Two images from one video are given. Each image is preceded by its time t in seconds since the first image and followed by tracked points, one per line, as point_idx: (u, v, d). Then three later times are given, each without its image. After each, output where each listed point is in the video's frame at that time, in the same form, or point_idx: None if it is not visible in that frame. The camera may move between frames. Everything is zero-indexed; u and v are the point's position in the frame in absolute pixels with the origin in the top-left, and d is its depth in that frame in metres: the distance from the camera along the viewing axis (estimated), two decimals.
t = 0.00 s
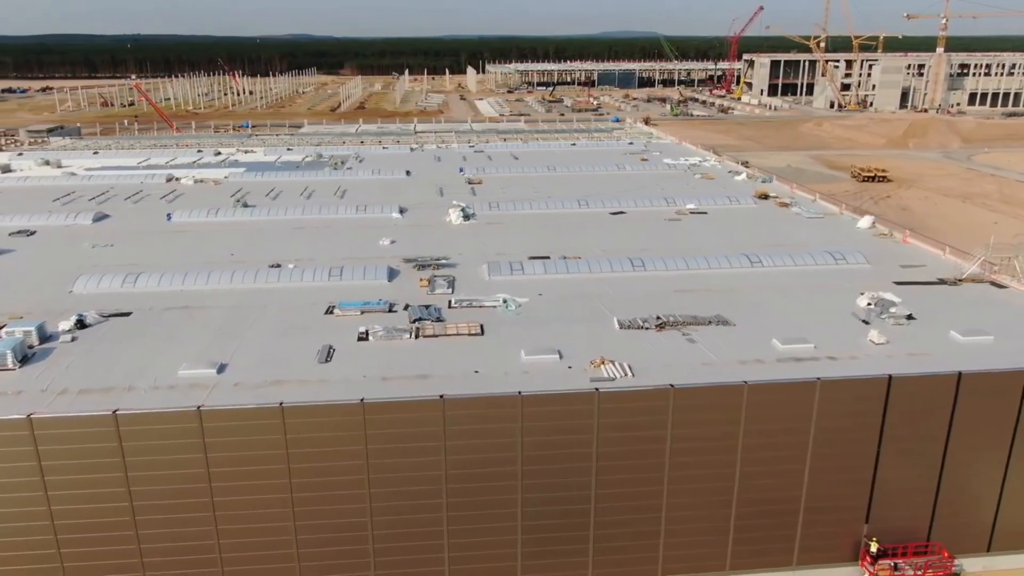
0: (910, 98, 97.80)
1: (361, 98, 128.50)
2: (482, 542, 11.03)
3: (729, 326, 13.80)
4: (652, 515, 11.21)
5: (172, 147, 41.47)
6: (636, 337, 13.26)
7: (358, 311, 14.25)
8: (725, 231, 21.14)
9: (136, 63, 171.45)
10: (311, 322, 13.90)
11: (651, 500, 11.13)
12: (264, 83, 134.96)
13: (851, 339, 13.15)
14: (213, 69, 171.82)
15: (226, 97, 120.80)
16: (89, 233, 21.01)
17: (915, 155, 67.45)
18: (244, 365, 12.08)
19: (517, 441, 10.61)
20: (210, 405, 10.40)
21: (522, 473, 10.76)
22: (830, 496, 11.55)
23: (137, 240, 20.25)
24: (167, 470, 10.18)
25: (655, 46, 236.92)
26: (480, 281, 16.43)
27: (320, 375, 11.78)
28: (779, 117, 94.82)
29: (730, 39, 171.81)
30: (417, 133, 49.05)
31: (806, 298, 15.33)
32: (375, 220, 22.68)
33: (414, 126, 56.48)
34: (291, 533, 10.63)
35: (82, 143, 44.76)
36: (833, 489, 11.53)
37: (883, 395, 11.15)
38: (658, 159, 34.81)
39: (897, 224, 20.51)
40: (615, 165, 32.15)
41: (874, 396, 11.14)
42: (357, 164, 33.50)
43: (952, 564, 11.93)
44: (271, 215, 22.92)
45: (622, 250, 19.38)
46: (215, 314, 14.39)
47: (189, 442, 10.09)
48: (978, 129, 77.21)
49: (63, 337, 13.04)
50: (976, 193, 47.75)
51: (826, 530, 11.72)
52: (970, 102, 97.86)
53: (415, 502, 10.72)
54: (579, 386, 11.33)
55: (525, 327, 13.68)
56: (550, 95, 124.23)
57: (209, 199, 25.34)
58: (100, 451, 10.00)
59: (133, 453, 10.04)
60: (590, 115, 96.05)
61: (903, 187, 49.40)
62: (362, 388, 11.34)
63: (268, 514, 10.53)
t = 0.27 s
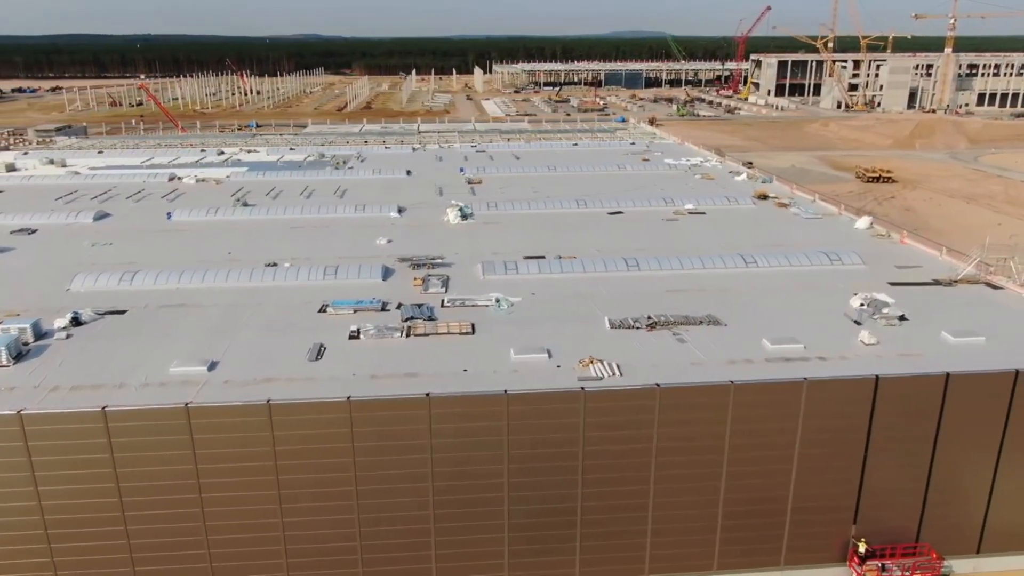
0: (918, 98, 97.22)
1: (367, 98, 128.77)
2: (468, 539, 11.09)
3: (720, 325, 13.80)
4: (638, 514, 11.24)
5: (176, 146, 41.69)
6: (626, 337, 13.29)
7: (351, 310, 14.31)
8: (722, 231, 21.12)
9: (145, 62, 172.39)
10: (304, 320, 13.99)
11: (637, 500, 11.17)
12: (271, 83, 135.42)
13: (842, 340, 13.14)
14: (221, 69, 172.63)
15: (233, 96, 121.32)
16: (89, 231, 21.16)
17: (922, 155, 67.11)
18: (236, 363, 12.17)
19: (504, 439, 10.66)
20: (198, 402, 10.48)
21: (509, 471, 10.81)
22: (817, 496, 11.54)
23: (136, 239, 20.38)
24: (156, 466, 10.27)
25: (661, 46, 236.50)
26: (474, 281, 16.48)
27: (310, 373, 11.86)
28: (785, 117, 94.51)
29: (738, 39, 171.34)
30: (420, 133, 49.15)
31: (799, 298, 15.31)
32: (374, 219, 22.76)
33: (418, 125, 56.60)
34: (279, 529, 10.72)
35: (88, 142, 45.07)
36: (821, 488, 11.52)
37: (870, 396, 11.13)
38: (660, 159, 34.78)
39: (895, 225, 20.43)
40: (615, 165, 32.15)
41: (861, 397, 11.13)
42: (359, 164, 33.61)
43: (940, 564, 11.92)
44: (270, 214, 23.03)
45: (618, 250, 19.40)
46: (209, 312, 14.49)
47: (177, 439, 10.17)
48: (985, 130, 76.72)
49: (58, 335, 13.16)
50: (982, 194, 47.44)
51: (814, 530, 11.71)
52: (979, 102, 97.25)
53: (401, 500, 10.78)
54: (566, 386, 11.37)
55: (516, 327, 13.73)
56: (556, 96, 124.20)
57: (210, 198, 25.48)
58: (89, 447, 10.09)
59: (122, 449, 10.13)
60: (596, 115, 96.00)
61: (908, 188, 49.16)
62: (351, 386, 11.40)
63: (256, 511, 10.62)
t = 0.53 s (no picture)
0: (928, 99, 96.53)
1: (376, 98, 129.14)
2: (457, 537, 11.15)
3: (713, 326, 13.81)
4: (627, 513, 11.26)
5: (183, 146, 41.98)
6: (618, 336, 13.31)
7: (345, 309, 14.41)
8: (721, 232, 21.09)
9: (156, 62, 173.63)
10: (299, 318, 14.08)
11: (625, 499, 11.19)
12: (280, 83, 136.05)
13: (834, 341, 13.11)
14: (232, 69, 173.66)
15: (243, 96, 122.04)
16: (92, 230, 21.35)
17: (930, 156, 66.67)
18: (229, 360, 12.28)
19: (491, 438, 10.70)
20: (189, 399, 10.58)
21: (497, 470, 10.86)
22: (807, 497, 11.53)
23: (138, 237, 20.56)
24: (147, 462, 10.38)
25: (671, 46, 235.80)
26: (470, 280, 16.54)
27: (302, 370, 11.95)
28: (793, 118, 94.10)
29: (747, 39, 170.70)
30: (426, 133, 49.25)
31: (794, 299, 15.28)
32: (374, 219, 22.86)
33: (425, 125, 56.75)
34: (269, 525, 10.81)
35: (96, 142, 45.48)
36: (811, 489, 11.51)
37: (860, 397, 11.11)
38: (663, 159, 34.72)
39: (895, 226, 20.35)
40: (618, 165, 32.13)
41: (851, 397, 11.10)
42: (363, 164, 33.74)
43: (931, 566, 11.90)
44: (272, 213, 23.16)
45: (616, 250, 19.41)
46: (205, 310, 14.60)
47: (168, 435, 10.28)
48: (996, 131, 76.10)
49: (55, 332, 13.31)
50: (990, 195, 47.10)
51: (804, 531, 11.70)
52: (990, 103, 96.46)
53: (390, 498, 10.85)
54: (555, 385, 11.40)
55: (509, 326, 13.78)
56: (564, 96, 124.18)
57: (212, 197, 25.65)
58: (81, 443, 10.21)
59: (113, 445, 10.25)
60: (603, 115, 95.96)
61: (915, 189, 48.87)
62: (342, 384, 11.48)
63: (246, 507, 10.72)
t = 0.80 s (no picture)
0: (937, 99, 95.88)
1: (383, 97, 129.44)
2: (446, 536, 11.22)
3: (705, 326, 13.81)
4: (615, 513, 11.30)
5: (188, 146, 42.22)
6: (610, 336, 13.34)
7: (340, 307, 14.49)
8: (720, 232, 21.05)
9: (167, 62, 174.77)
10: (294, 317, 14.17)
11: (613, 498, 11.22)
12: (288, 83, 136.60)
13: (827, 342, 13.09)
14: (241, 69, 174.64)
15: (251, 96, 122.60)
16: (94, 228, 21.54)
17: (939, 157, 66.27)
18: (221, 358, 12.38)
19: (480, 436, 10.75)
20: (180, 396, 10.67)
21: (484, 468, 10.90)
22: (796, 497, 11.53)
23: (138, 236, 20.71)
24: (138, 459, 10.49)
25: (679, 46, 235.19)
26: (466, 279, 16.60)
27: (294, 368, 12.03)
28: (801, 118, 93.75)
29: (756, 40, 170.21)
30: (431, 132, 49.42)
31: (789, 300, 15.25)
32: (373, 218, 22.95)
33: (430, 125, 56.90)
34: (258, 522, 10.89)
35: (103, 141, 45.84)
36: (799, 490, 11.51)
37: (848, 397, 11.09)
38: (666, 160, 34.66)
39: (894, 226, 20.26)
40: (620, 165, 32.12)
41: (840, 398, 11.08)
42: (365, 163, 33.87)
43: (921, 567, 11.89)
44: (272, 212, 23.30)
45: (613, 249, 19.43)
46: (201, 308, 14.71)
47: (158, 432, 10.38)
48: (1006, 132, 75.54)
49: (52, 329, 13.45)
50: (997, 196, 46.77)
51: (792, 532, 11.70)
52: (1001, 104, 95.72)
53: (379, 496, 10.92)
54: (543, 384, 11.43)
55: (502, 326, 13.82)
56: (571, 96, 124.10)
57: (214, 196, 25.82)
58: (72, 438, 10.32)
59: (103, 440, 10.35)
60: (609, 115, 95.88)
61: (921, 190, 48.58)
62: (333, 382, 11.55)
63: (235, 503, 10.80)
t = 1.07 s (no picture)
0: (947, 99, 95.20)
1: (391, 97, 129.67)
2: (435, 533, 11.29)
3: (698, 326, 13.81)
4: (604, 512, 11.34)
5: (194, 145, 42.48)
6: (602, 336, 13.37)
7: (335, 306, 14.58)
8: (719, 233, 21.04)
9: (177, 62, 175.75)
10: (289, 316, 14.27)
11: (602, 498, 11.25)
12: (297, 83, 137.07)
13: (819, 342, 13.08)
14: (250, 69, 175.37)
15: (260, 96, 123.16)
16: (97, 227, 21.74)
17: (947, 158, 65.83)
18: (215, 355, 12.49)
19: (469, 434, 10.80)
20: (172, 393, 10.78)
21: (472, 467, 10.96)
22: (785, 498, 11.52)
23: (140, 235, 20.88)
24: (130, 455, 10.60)
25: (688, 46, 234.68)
26: (462, 279, 16.67)
27: (286, 366, 12.13)
28: (809, 119, 93.33)
29: (765, 40, 169.50)
30: (436, 132, 49.49)
31: (784, 300, 15.24)
32: (373, 217, 23.06)
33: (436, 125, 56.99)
34: (249, 518, 11.00)
35: (111, 140, 46.18)
36: (788, 490, 11.50)
37: (838, 398, 11.07)
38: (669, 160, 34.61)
39: (893, 227, 20.17)
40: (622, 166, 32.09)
41: (829, 398, 11.07)
42: (369, 163, 33.98)
43: (911, 569, 11.87)
44: (273, 211, 23.43)
45: (610, 250, 19.44)
46: (197, 307, 14.83)
47: (149, 428, 10.49)
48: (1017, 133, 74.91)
49: (49, 327, 13.59)
50: (1005, 198, 46.39)
51: (781, 532, 11.69)
52: (1012, 104, 94.91)
53: (368, 493, 11.00)
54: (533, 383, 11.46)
55: (496, 325, 13.87)
56: (579, 96, 123.98)
57: (216, 196, 25.98)
58: (65, 434, 10.43)
59: (95, 436, 10.47)
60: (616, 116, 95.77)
61: (928, 191, 48.29)
62: (324, 380, 11.64)
63: (226, 499, 10.90)
